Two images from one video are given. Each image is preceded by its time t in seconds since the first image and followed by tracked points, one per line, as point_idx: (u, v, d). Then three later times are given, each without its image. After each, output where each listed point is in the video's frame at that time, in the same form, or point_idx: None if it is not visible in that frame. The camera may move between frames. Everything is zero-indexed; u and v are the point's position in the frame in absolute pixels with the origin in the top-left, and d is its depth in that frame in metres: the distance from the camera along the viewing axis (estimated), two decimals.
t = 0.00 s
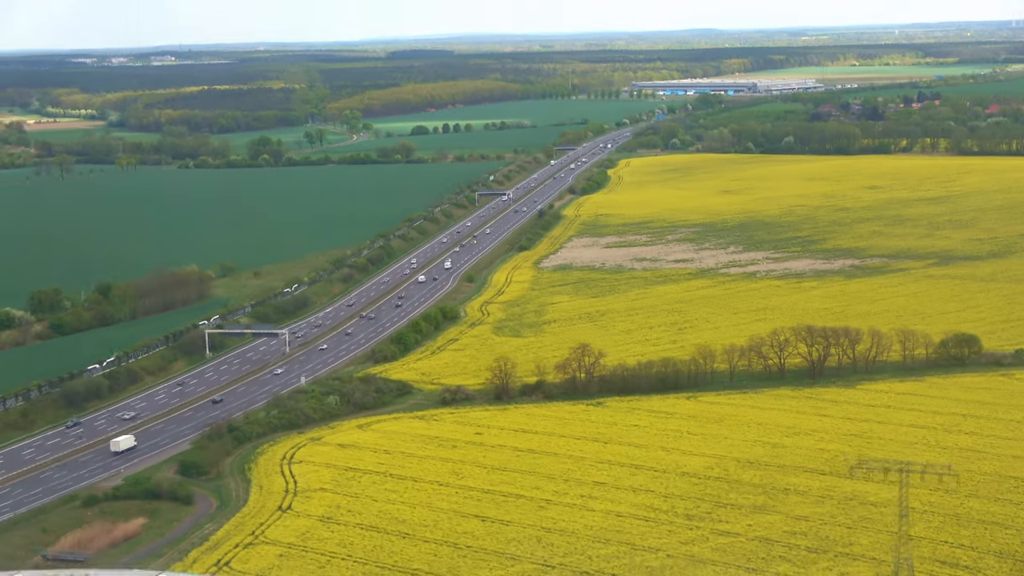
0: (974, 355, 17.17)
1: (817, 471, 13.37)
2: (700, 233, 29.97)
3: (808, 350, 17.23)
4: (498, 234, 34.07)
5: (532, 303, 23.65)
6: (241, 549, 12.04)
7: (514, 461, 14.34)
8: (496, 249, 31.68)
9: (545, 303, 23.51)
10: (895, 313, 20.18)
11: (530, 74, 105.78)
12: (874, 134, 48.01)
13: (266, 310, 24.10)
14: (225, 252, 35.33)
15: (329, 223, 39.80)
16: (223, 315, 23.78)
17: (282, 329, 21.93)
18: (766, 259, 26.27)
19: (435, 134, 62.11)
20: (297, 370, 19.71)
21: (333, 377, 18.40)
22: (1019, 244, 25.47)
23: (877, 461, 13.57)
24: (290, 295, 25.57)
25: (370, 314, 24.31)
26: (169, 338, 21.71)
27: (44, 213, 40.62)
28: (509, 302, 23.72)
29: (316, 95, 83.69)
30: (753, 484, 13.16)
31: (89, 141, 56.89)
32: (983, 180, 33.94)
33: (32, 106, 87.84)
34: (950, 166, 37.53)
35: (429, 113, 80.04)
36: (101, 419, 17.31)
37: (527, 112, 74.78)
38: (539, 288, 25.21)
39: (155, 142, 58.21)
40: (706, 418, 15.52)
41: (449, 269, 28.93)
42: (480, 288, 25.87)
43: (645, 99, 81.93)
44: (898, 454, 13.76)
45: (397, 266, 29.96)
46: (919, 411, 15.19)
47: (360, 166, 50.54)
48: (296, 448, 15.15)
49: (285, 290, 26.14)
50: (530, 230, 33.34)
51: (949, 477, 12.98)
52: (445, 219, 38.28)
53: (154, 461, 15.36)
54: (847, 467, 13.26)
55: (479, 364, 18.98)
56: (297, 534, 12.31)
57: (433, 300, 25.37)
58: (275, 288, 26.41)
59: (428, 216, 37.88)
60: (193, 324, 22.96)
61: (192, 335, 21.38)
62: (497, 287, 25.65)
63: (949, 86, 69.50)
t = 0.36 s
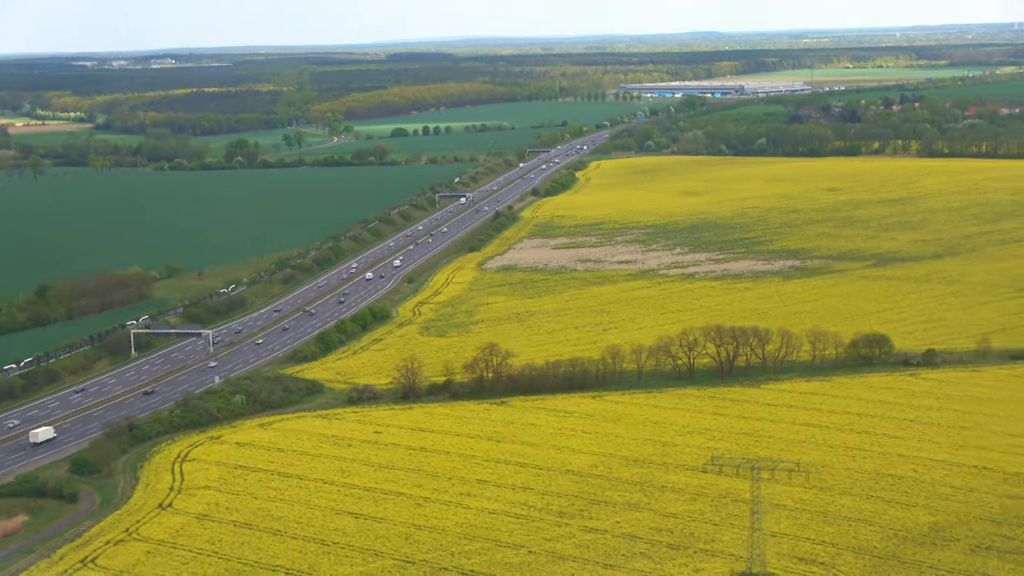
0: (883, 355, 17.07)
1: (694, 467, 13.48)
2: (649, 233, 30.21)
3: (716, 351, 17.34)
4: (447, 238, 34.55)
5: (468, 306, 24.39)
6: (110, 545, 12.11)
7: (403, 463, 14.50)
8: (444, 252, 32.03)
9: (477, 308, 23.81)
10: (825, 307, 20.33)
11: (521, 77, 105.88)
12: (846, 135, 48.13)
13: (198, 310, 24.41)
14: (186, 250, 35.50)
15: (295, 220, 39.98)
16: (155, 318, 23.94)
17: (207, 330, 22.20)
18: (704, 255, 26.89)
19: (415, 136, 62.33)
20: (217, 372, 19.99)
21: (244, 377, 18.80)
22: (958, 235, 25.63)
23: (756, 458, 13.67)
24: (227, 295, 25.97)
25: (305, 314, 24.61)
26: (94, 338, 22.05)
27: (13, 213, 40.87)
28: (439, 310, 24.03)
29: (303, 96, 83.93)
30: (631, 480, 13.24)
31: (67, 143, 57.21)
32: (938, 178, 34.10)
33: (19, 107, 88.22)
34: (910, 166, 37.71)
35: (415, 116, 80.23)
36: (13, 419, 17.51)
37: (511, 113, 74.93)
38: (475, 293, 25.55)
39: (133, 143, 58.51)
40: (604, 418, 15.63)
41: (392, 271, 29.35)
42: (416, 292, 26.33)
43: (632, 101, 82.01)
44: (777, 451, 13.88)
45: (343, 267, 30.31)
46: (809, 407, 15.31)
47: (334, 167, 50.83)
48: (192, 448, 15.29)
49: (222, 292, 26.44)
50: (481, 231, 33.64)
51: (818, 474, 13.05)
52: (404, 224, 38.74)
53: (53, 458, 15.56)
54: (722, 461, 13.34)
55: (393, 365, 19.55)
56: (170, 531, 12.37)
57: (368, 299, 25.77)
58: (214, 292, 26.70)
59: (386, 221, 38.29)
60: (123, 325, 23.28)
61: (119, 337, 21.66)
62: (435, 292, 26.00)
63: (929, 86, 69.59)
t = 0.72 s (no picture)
0: (747, 339, 20.57)
1: (568, 437, 15.69)
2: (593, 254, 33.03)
3: (605, 339, 20.38)
4: (411, 246, 37.21)
5: (416, 302, 27.15)
6: (66, 502, 14.26)
7: (323, 431, 16.68)
8: (406, 259, 34.63)
9: (424, 305, 26.57)
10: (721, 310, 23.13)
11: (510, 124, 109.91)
12: (780, 175, 52.03)
13: (187, 308, 26.55)
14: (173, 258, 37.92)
15: (275, 231, 42.52)
16: (146, 313, 26.37)
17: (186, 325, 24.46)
18: (635, 272, 29.81)
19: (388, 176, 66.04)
20: (192, 358, 22.20)
21: (213, 363, 20.91)
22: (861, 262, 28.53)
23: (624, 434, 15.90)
24: (212, 295, 28.13)
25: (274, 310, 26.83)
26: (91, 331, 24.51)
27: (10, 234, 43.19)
28: (389, 306, 26.59)
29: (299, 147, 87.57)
30: (512, 448, 15.44)
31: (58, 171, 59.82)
32: (865, 217, 37.10)
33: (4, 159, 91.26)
34: (845, 206, 40.71)
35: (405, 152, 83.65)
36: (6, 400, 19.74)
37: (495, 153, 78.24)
38: (424, 293, 28.28)
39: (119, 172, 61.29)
40: (506, 393, 18.23)
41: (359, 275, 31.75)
42: (376, 291, 28.77)
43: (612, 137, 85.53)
44: (644, 428, 16.12)
45: (316, 271, 32.61)
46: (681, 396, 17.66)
47: (313, 194, 53.87)
48: (149, 422, 17.46)
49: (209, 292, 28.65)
50: (440, 245, 36.57)
51: (669, 447, 15.32)
52: (375, 226, 41.17)
53: (33, 430, 17.76)
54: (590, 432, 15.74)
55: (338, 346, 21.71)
56: (115, 491, 14.49)
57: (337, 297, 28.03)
58: (197, 292, 29.06)
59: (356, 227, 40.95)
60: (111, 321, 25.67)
61: (113, 332, 24.04)
62: (388, 291, 28.63)
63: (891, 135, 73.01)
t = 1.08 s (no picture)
0: (668, 323, 21.01)
1: (466, 416, 15.94)
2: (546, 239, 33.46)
3: (527, 322, 20.65)
4: (371, 231, 37.45)
5: (362, 284, 27.56)
6: None
7: (231, 410, 16.93)
8: (363, 244, 34.85)
9: (367, 288, 26.86)
10: (651, 296, 23.59)
11: (495, 113, 110.64)
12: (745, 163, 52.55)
13: (133, 291, 26.67)
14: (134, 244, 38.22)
15: (241, 217, 42.75)
16: (91, 296, 26.58)
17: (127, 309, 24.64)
18: (582, 257, 30.24)
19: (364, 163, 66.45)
20: (127, 339, 22.38)
21: (144, 344, 21.13)
22: (802, 250, 29.11)
23: (524, 414, 16.17)
24: (161, 278, 28.28)
25: (219, 294, 27.01)
26: (33, 313, 24.68)
27: None
28: (332, 289, 26.88)
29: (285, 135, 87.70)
30: (410, 427, 15.69)
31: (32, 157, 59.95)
32: (820, 206, 37.70)
33: None
34: (803, 192, 41.33)
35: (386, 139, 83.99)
36: None
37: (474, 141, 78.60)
38: (369, 276, 28.59)
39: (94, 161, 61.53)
40: (421, 374, 18.53)
41: (312, 259, 31.92)
42: (324, 275, 29.01)
43: (594, 126, 86.10)
44: (545, 408, 16.38)
45: (271, 256, 32.79)
46: (590, 377, 17.95)
47: (286, 180, 54.12)
48: (65, 402, 17.69)
49: (158, 275, 28.83)
50: (398, 230, 36.84)
51: (563, 426, 15.57)
52: (338, 211, 41.36)
53: None
54: (488, 413, 15.94)
55: (269, 326, 21.99)
56: (14, 469, 14.72)
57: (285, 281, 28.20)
58: (148, 275, 29.22)
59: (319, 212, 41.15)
60: (55, 303, 25.87)
61: (54, 314, 24.17)
62: (336, 275, 28.90)
63: (865, 125, 73.89)
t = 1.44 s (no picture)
0: (592, 307, 21.09)
1: (365, 395, 16.05)
2: (499, 223, 33.56)
3: (450, 305, 20.75)
4: (329, 212, 37.51)
5: (304, 263, 27.66)
6: None
7: (137, 386, 17.03)
8: (318, 224, 34.91)
9: (308, 267, 26.95)
10: (582, 280, 23.70)
11: (482, 97, 110.83)
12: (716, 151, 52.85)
13: (74, 267, 26.75)
14: (94, 220, 38.30)
15: (205, 195, 42.79)
16: (32, 272, 26.64)
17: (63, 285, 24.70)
18: (530, 241, 30.35)
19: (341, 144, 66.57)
20: (57, 314, 22.45)
21: (70, 319, 21.21)
22: (746, 239, 29.23)
23: (423, 395, 16.30)
24: (106, 255, 28.37)
25: (161, 271, 27.07)
26: None
27: None
28: (273, 268, 26.97)
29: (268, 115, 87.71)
30: (308, 405, 15.79)
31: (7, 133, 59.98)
32: (778, 195, 37.83)
33: None
34: (765, 180, 41.46)
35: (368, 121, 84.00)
36: None
37: (454, 125, 78.63)
38: (314, 256, 28.71)
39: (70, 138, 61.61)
40: (333, 354, 18.63)
41: (262, 239, 32.00)
42: (269, 254, 29.09)
43: (577, 112, 86.26)
44: (446, 389, 16.51)
45: (224, 235, 32.85)
46: (500, 359, 18.07)
47: (258, 159, 54.16)
48: None
49: (104, 252, 28.91)
50: (356, 211, 36.92)
51: (459, 407, 15.68)
52: (301, 192, 41.40)
53: None
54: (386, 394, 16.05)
55: (197, 303, 22.08)
56: None
57: (229, 260, 28.29)
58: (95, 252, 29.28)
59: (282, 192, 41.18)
60: None
61: None
62: (281, 255, 29.00)
63: (845, 116, 74.10)
